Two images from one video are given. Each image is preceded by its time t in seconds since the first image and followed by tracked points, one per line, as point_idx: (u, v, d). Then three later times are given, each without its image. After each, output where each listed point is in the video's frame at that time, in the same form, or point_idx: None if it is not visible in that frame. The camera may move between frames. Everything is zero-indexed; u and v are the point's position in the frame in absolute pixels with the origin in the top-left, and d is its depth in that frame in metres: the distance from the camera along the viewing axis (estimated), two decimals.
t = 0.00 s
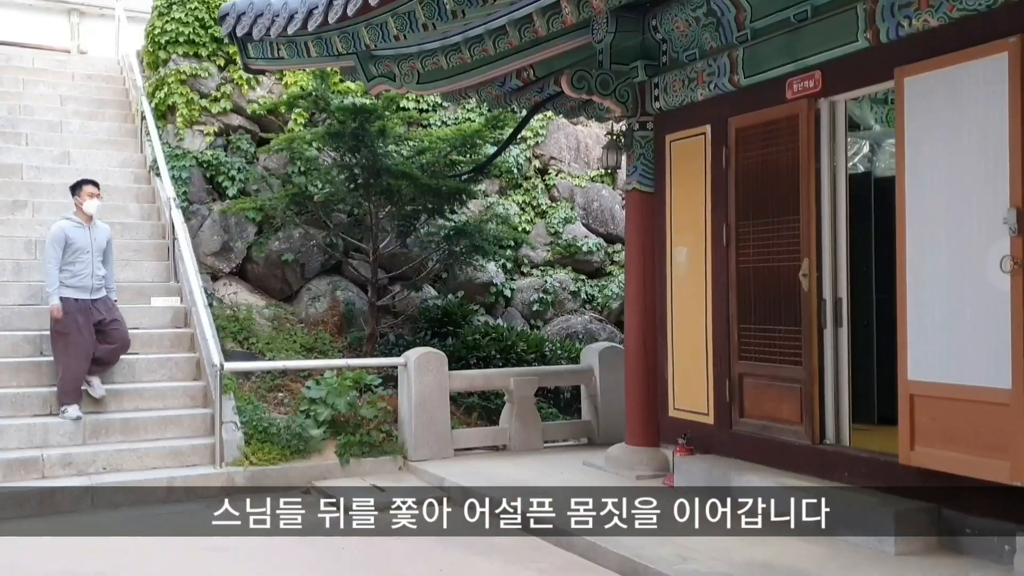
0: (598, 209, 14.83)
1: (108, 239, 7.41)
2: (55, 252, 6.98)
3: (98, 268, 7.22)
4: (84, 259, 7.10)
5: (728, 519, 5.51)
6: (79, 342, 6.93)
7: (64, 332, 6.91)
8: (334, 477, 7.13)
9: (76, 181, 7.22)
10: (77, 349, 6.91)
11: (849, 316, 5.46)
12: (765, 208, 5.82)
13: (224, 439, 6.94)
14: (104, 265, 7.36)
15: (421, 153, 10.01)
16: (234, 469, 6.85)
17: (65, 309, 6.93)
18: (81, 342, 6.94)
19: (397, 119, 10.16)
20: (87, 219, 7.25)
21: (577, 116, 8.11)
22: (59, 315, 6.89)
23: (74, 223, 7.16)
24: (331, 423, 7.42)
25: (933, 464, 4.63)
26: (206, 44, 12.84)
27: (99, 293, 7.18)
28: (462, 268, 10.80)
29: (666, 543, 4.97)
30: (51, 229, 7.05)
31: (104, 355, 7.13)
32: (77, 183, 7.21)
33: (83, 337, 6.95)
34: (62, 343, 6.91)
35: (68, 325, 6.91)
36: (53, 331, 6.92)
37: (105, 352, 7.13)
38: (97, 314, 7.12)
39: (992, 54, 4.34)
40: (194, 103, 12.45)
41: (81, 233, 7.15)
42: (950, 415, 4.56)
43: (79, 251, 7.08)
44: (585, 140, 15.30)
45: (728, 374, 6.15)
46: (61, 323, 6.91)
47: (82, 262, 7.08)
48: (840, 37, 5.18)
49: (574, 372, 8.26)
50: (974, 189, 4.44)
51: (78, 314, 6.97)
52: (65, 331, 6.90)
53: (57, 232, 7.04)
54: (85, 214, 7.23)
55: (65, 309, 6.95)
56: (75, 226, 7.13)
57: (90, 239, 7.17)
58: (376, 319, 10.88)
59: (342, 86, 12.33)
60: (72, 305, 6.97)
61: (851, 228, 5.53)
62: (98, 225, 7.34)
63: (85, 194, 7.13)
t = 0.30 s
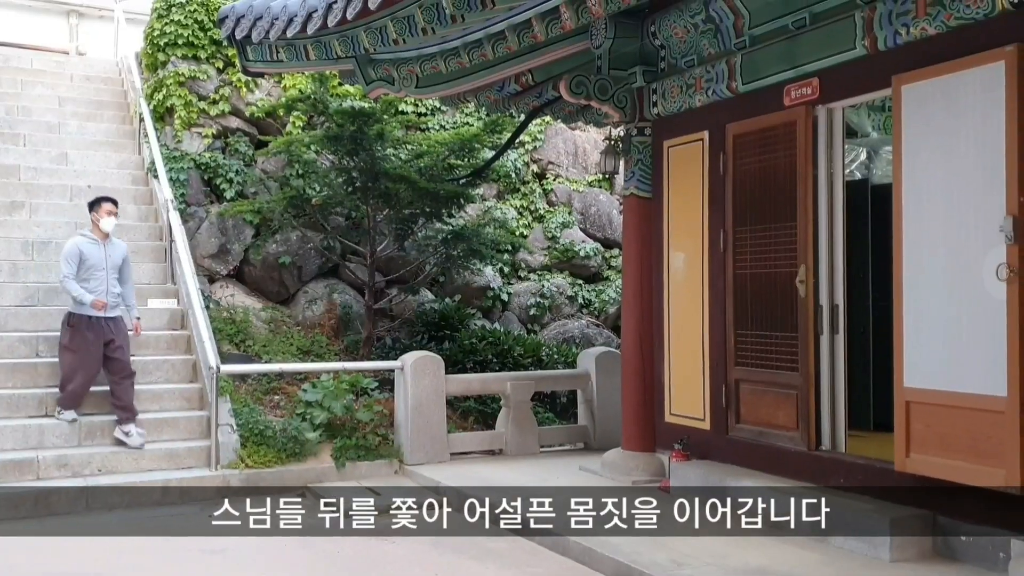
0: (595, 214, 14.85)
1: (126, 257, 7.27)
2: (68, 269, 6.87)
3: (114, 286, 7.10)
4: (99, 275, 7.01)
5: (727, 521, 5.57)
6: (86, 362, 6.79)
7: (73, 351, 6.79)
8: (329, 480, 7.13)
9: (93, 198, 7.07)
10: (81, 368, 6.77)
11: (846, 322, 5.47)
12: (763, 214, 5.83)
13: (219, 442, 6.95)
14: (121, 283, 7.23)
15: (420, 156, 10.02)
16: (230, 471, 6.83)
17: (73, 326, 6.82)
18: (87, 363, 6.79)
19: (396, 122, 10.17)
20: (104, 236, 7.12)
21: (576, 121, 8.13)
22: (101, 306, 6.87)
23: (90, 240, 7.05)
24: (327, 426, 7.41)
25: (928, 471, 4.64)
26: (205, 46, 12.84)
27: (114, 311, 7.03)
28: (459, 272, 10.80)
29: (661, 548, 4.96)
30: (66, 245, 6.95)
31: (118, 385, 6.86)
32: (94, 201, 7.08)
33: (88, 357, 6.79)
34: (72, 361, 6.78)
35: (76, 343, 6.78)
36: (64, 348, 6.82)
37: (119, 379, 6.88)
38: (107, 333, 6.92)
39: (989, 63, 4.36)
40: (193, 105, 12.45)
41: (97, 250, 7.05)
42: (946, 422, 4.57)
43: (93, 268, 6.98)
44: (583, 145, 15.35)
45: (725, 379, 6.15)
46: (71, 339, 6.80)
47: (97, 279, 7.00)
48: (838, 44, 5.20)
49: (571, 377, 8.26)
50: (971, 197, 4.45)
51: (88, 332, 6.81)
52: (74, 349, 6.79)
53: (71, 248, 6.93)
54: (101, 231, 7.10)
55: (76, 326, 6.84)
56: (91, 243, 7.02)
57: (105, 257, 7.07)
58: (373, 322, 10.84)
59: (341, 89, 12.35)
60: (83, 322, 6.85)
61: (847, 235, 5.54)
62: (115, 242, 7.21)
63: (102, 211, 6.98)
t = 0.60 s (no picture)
0: (594, 217, 14.86)
1: (147, 268, 7.19)
2: (90, 280, 6.75)
3: (135, 297, 7.00)
4: (121, 287, 6.89)
5: (725, 525, 5.56)
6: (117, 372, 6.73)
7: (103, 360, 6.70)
8: (328, 483, 7.13)
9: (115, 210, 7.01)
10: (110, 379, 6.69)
11: (844, 326, 5.47)
12: (762, 218, 5.83)
13: (218, 443, 6.89)
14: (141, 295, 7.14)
15: (419, 158, 10.01)
16: (228, 473, 6.82)
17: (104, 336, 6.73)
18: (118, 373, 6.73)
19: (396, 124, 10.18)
20: (126, 248, 7.04)
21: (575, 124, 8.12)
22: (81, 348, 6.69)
23: (112, 251, 6.96)
24: (325, 428, 7.40)
25: (926, 476, 4.65)
26: (205, 47, 12.83)
27: (134, 323, 6.95)
28: (458, 274, 10.80)
29: (659, 551, 4.95)
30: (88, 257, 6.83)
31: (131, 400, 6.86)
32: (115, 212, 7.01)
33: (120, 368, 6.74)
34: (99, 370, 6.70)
35: (108, 353, 6.71)
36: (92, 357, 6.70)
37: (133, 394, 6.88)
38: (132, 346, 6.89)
39: (989, 67, 4.37)
40: (193, 106, 12.46)
41: (119, 261, 6.94)
42: (944, 427, 4.57)
43: (116, 280, 6.87)
44: (582, 148, 15.36)
45: (723, 383, 6.15)
46: (99, 349, 6.71)
47: (119, 290, 6.87)
48: (837, 49, 5.21)
49: (570, 380, 8.24)
50: (970, 202, 4.45)
51: (115, 342, 6.76)
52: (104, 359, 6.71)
53: (92, 259, 6.82)
54: (123, 243, 7.03)
55: (102, 337, 6.74)
56: (113, 254, 6.93)
57: (127, 268, 6.96)
58: (372, 324, 10.83)
59: (340, 91, 12.36)
60: (107, 334, 6.75)
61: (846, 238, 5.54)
62: (137, 253, 7.15)
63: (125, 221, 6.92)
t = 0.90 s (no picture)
0: (593, 218, 14.87)
1: (160, 291, 6.96)
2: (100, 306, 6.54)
3: (149, 320, 6.78)
4: (134, 310, 6.66)
5: (724, 526, 5.56)
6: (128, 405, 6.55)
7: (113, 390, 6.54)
8: (326, 483, 7.13)
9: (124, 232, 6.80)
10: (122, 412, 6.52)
11: (843, 328, 5.47)
12: (762, 220, 5.83)
13: (215, 443, 6.90)
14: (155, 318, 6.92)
15: (418, 159, 10.01)
16: (226, 473, 6.82)
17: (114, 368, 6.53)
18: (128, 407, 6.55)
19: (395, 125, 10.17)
20: (137, 270, 6.82)
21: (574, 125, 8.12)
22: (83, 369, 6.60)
23: (123, 274, 6.75)
24: (324, 429, 7.39)
25: (923, 478, 4.65)
26: (205, 48, 12.82)
27: (148, 347, 6.73)
28: (457, 275, 10.79)
29: (657, 552, 4.95)
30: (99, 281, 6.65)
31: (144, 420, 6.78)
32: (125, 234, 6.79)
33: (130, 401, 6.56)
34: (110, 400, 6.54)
35: (117, 384, 6.54)
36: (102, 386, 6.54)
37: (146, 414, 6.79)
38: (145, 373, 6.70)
39: (988, 70, 4.37)
40: (192, 106, 12.47)
41: (130, 283, 6.73)
42: (942, 429, 4.57)
43: (128, 303, 6.65)
44: (582, 149, 15.36)
45: (722, 385, 6.15)
46: (110, 379, 6.53)
47: (132, 314, 6.65)
48: (836, 51, 5.22)
49: (569, 381, 8.24)
50: (969, 204, 4.45)
51: (126, 370, 6.56)
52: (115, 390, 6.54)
53: (104, 284, 6.64)
54: (134, 265, 6.79)
55: (113, 366, 6.53)
56: (124, 277, 6.71)
57: (139, 290, 6.74)
58: (371, 324, 10.83)
59: (340, 92, 12.36)
60: (118, 360, 6.55)
61: (845, 240, 5.55)
62: (150, 275, 6.91)
63: (133, 243, 6.70)
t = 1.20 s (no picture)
0: (591, 220, 14.88)
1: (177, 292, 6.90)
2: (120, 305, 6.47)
3: (166, 322, 6.71)
4: (152, 310, 6.60)
5: (721, 527, 5.56)
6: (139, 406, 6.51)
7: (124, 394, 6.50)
8: (323, 484, 7.13)
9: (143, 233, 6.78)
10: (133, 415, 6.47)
11: (840, 329, 5.48)
12: (759, 222, 5.83)
13: (213, 445, 6.87)
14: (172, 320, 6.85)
15: (416, 160, 10.01)
16: (223, 475, 6.81)
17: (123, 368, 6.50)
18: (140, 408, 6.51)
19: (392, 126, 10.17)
20: (155, 270, 6.76)
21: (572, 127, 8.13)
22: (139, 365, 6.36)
23: (142, 274, 6.68)
24: (321, 430, 7.40)
25: (920, 479, 4.65)
26: (202, 49, 12.82)
27: (165, 349, 6.66)
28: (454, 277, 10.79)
29: (654, 553, 4.95)
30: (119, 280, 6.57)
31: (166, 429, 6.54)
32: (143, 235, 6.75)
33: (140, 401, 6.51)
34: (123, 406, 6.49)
35: (128, 387, 6.49)
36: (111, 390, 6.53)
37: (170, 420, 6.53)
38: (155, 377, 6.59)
39: (985, 72, 4.37)
40: (189, 107, 12.46)
41: (149, 283, 6.66)
42: (940, 431, 4.57)
43: (147, 303, 6.59)
44: (580, 151, 15.36)
45: (719, 386, 6.15)
46: (121, 383, 6.50)
47: (150, 314, 6.59)
48: (833, 53, 5.23)
49: (566, 383, 8.25)
50: (966, 206, 4.46)
51: (139, 373, 6.51)
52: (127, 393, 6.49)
53: (123, 282, 6.55)
54: (153, 265, 6.74)
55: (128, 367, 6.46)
56: (143, 277, 6.65)
57: (158, 290, 6.69)
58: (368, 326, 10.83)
59: (338, 93, 12.36)
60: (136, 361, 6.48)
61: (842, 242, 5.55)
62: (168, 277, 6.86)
63: (151, 243, 6.67)
